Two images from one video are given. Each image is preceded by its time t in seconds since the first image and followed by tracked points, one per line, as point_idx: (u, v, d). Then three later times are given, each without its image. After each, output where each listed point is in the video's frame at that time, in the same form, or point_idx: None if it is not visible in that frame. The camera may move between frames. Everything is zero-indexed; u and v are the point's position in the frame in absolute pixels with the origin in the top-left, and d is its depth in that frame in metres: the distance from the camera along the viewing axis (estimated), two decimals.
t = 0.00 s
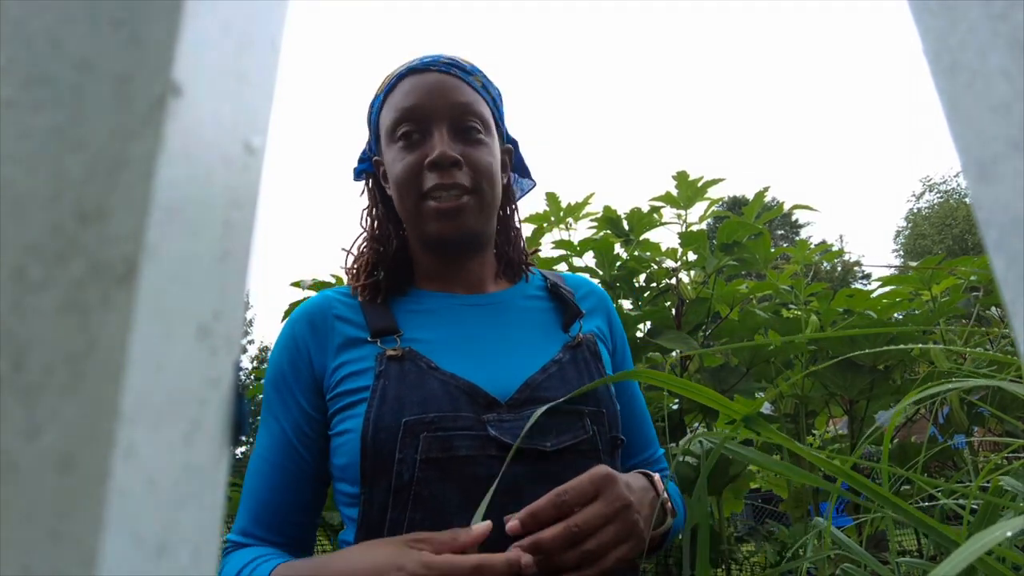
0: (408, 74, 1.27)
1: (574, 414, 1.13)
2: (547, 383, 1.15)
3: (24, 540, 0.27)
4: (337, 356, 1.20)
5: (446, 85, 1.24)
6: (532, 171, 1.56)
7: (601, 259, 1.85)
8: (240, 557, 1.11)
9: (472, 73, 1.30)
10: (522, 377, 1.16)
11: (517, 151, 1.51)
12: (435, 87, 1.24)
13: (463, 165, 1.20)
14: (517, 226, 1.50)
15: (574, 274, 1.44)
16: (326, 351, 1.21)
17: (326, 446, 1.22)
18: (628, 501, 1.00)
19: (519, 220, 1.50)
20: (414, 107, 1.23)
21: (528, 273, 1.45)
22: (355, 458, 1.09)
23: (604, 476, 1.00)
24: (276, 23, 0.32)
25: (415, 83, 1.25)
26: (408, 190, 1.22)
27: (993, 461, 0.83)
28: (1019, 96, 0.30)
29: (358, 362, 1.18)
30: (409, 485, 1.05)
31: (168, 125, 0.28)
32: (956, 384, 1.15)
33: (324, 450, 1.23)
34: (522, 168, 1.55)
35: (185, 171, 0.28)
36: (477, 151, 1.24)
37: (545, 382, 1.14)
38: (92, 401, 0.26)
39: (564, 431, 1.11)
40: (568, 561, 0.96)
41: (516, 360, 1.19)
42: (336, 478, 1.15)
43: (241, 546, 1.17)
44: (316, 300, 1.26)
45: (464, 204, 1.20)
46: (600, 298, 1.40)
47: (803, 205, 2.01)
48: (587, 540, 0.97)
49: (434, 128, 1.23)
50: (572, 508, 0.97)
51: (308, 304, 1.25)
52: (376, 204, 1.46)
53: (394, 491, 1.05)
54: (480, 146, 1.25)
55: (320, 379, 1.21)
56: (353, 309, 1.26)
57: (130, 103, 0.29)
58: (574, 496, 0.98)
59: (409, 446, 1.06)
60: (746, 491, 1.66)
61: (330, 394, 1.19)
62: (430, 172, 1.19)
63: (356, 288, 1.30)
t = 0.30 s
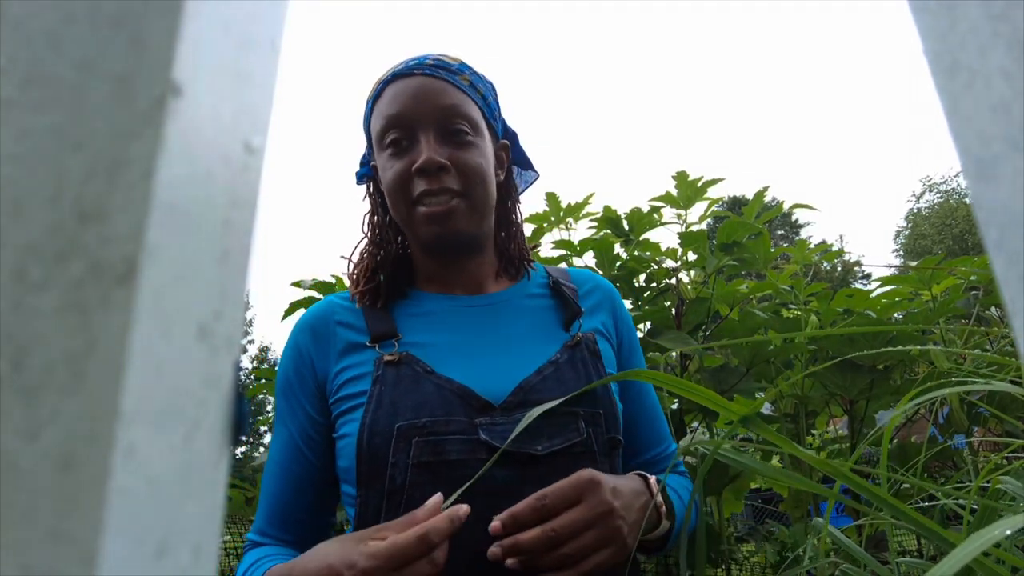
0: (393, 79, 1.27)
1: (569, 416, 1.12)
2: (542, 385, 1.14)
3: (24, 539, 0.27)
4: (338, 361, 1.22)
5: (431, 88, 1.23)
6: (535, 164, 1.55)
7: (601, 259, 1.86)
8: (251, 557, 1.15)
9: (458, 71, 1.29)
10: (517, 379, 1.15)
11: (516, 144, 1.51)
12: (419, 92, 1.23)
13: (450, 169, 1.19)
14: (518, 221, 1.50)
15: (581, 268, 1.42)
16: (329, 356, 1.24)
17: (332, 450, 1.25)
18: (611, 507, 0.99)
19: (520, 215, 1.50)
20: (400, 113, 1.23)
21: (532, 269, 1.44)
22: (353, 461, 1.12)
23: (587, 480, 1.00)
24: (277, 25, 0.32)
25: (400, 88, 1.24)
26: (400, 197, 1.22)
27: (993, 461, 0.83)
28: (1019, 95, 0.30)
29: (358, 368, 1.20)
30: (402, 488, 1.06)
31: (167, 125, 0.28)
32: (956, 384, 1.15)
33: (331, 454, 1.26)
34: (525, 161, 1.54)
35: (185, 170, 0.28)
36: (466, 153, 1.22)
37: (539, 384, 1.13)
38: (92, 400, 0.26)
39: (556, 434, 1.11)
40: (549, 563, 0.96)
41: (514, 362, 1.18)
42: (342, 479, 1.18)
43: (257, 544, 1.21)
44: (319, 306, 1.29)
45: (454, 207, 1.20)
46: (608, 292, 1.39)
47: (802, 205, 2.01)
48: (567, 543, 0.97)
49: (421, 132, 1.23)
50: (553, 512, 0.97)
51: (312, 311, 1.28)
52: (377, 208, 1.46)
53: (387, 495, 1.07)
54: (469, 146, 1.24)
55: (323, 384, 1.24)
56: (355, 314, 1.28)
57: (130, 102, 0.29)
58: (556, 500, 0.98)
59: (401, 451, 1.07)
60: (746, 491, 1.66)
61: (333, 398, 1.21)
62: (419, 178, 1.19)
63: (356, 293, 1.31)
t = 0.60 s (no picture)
0: (393, 80, 1.27)
1: (565, 419, 1.12)
2: (539, 387, 1.14)
3: (24, 540, 0.27)
4: (340, 364, 1.23)
5: (430, 90, 1.23)
6: (536, 161, 1.55)
7: (601, 259, 1.86)
8: (258, 557, 1.15)
9: (458, 72, 1.28)
10: (515, 380, 1.15)
11: (516, 141, 1.52)
12: (418, 94, 1.23)
13: (452, 173, 1.19)
14: (518, 219, 1.50)
15: (583, 265, 1.42)
16: (332, 359, 1.24)
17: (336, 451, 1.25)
18: (581, 514, 0.99)
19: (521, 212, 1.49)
20: (400, 117, 1.22)
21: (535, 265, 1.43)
22: (354, 464, 1.13)
23: (560, 488, 1.00)
24: (277, 24, 0.32)
25: (400, 90, 1.24)
26: (401, 201, 1.22)
27: (993, 461, 0.83)
28: (1019, 95, 0.30)
29: (359, 369, 1.20)
30: (397, 492, 1.07)
31: (167, 125, 0.28)
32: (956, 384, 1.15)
33: (334, 456, 1.26)
34: (524, 157, 1.55)
35: (185, 170, 0.28)
36: (467, 156, 1.22)
37: (536, 386, 1.13)
38: (92, 400, 0.26)
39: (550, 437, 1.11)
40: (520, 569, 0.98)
41: (513, 364, 1.18)
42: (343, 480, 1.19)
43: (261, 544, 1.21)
44: (321, 308, 1.30)
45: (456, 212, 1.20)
46: (612, 288, 1.37)
47: (803, 205, 2.01)
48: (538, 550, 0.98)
49: (421, 135, 1.22)
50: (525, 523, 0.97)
51: (315, 314, 1.28)
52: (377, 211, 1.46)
53: (384, 498, 1.08)
54: (470, 149, 1.24)
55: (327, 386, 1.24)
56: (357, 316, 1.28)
57: (130, 102, 0.29)
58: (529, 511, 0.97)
59: (397, 455, 1.08)
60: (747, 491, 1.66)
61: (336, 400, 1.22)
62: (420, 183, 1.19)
63: (357, 303, 1.29)
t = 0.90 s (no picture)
0: (406, 75, 1.26)
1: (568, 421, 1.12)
2: (542, 389, 1.14)
3: (24, 540, 0.27)
4: (343, 363, 1.23)
5: (447, 88, 1.23)
6: (533, 161, 1.56)
7: (601, 260, 1.86)
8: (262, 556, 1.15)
9: (471, 72, 1.28)
10: (518, 381, 1.15)
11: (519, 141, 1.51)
12: (435, 91, 1.22)
13: (468, 174, 1.19)
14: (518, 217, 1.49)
15: (584, 264, 1.41)
16: (334, 358, 1.25)
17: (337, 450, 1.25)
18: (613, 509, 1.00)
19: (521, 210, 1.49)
20: (415, 114, 1.22)
21: (536, 265, 1.43)
22: (357, 465, 1.13)
23: (592, 482, 1.01)
24: (277, 25, 0.32)
25: (415, 87, 1.23)
26: (413, 199, 1.21)
27: (994, 461, 0.83)
28: (1019, 95, 0.30)
29: (362, 368, 1.21)
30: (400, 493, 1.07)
31: (167, 125, 0.28)
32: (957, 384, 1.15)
33: (336, 455, 1.26)
34: (524, 156, 1.55)
35: (185, 171, 0.28)
36: (481, 157, 1.23)
37: (540, 388, 1.13)
38: (91, 400, 0.26)
39: (554, 438, 1.09)
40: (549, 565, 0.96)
41: (515, 365, 1.18)
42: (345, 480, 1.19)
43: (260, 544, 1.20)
44: (322, 307, 1.29)
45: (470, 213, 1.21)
46: (614, 289, 1.37)
47: (803, 205, 2.01)
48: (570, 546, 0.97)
49: (437, 134, 1.22)
50: (564, 514, 0.96)
51: (317, 312, 1.28)
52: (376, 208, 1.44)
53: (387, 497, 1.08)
54: (484, 150, 1.24)
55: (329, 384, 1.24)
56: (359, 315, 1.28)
57: (130, 103, 0.29)
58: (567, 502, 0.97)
59: (400, 455, 1.08)
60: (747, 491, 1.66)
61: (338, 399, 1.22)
62: (435, 183, 1.19)
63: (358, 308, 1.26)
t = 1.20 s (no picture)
0: (418, 78, 1.24)
1: (573, 419, 1.12)
2: (546, 388, 1.14)
3: (24, 540, 0.27)
4: (345, 362, 1.23)
5: (460, 94, 1.21)
6: (534, 159, 1.56)
7: (601, 260, 1.86)
8: (262, 555, 1.15)
9: (483, 77, 1.27)
10: (522, 380, 1.16)
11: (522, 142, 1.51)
12: (449, 97, 1.21)
13: (478, 184, 1.19)
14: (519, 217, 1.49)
15: (585, 265, 1.41)
16: (336, 357, 1.25)
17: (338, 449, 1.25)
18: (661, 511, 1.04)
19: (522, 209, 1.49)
20: (427, 121, 1.20)
21: (536, 264, 1.43)
22: (361, 464, 1.13)
23: (648, 482, 1.04)
24: (278, 25, 0.32)
25: (428, 92, 1.21)
26: (421, 206, 1.21)
27: (994, 461, 0.83)
28: (1019, 95, 0.30)
29: (364, 368, 1.21)
30: (406, 490, 1.07)
31: (167, 126, 0.28)
32: (957, 384, 1.15)
33: (336, 453, 1.26)
34: (524, 155, 1.54)
35: (185, 171, 0.28)
36: (491, 166, 1.22)
37: (544, 387, 1.14)
38: (92, 400, 0.26)
39: (559, 437, 1.10)
40: (599, 557, 0.97)
41: (518, 365, 1.18)
42: (348, 480, 1.19)
43: (260, 544, 1.20)
44: (323, 305, 1.29)
45: (478, 223, 1.21)
46: (615, 292, 1.37)
47: (802, 205, 2.01)
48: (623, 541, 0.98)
49: (448, 141, 1.21)
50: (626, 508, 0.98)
51: (318, 311, 1.28)
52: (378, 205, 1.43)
53: (393, 495, 1.08)
54: (494, 159, 1.24)
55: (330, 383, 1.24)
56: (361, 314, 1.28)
57: (130, 102, 0.29)
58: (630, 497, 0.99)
59: (406, 453, 1.08)
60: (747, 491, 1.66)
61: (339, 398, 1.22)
62: (445, 191, 1.19)
63: (362, 306, 1.26)
